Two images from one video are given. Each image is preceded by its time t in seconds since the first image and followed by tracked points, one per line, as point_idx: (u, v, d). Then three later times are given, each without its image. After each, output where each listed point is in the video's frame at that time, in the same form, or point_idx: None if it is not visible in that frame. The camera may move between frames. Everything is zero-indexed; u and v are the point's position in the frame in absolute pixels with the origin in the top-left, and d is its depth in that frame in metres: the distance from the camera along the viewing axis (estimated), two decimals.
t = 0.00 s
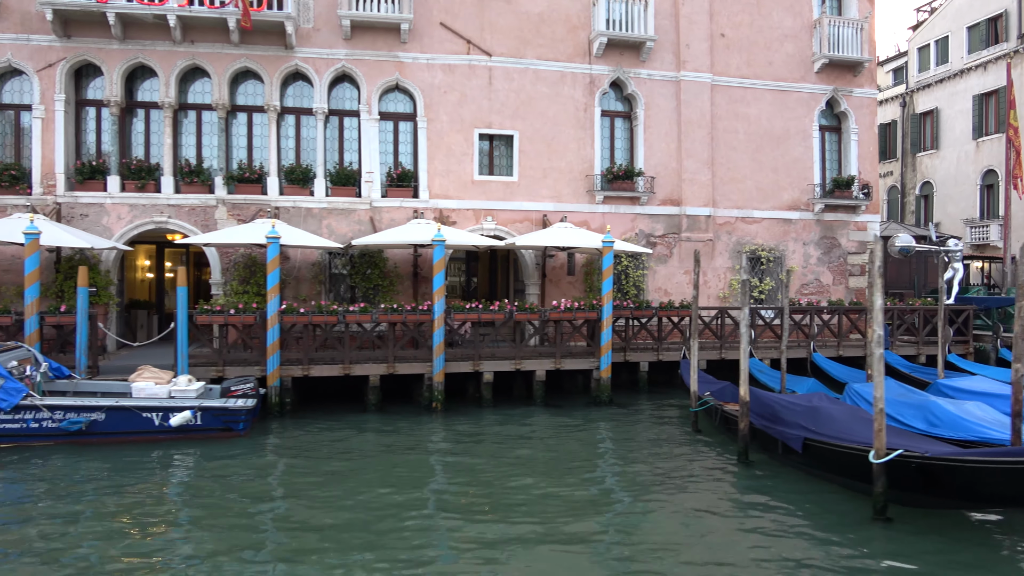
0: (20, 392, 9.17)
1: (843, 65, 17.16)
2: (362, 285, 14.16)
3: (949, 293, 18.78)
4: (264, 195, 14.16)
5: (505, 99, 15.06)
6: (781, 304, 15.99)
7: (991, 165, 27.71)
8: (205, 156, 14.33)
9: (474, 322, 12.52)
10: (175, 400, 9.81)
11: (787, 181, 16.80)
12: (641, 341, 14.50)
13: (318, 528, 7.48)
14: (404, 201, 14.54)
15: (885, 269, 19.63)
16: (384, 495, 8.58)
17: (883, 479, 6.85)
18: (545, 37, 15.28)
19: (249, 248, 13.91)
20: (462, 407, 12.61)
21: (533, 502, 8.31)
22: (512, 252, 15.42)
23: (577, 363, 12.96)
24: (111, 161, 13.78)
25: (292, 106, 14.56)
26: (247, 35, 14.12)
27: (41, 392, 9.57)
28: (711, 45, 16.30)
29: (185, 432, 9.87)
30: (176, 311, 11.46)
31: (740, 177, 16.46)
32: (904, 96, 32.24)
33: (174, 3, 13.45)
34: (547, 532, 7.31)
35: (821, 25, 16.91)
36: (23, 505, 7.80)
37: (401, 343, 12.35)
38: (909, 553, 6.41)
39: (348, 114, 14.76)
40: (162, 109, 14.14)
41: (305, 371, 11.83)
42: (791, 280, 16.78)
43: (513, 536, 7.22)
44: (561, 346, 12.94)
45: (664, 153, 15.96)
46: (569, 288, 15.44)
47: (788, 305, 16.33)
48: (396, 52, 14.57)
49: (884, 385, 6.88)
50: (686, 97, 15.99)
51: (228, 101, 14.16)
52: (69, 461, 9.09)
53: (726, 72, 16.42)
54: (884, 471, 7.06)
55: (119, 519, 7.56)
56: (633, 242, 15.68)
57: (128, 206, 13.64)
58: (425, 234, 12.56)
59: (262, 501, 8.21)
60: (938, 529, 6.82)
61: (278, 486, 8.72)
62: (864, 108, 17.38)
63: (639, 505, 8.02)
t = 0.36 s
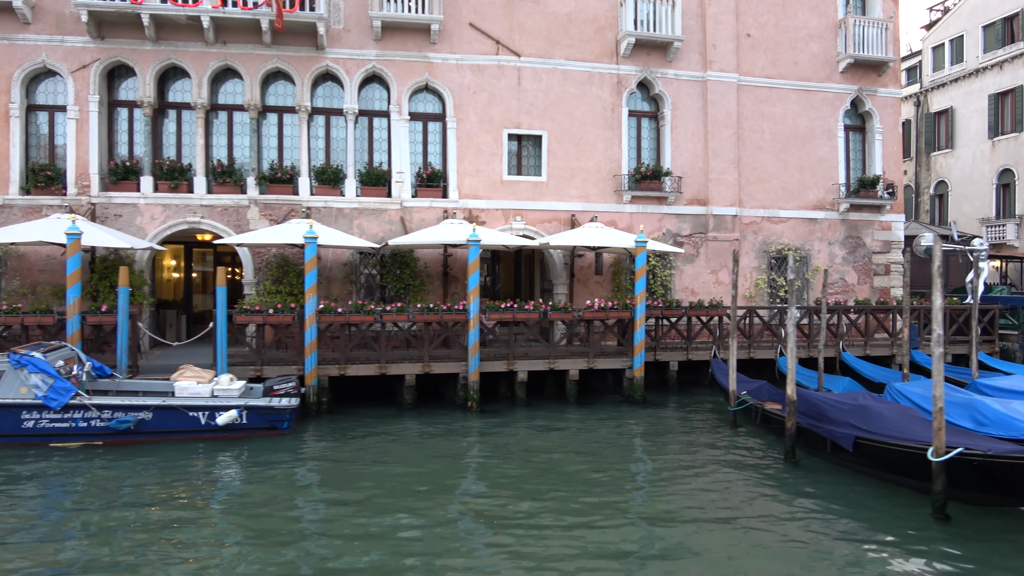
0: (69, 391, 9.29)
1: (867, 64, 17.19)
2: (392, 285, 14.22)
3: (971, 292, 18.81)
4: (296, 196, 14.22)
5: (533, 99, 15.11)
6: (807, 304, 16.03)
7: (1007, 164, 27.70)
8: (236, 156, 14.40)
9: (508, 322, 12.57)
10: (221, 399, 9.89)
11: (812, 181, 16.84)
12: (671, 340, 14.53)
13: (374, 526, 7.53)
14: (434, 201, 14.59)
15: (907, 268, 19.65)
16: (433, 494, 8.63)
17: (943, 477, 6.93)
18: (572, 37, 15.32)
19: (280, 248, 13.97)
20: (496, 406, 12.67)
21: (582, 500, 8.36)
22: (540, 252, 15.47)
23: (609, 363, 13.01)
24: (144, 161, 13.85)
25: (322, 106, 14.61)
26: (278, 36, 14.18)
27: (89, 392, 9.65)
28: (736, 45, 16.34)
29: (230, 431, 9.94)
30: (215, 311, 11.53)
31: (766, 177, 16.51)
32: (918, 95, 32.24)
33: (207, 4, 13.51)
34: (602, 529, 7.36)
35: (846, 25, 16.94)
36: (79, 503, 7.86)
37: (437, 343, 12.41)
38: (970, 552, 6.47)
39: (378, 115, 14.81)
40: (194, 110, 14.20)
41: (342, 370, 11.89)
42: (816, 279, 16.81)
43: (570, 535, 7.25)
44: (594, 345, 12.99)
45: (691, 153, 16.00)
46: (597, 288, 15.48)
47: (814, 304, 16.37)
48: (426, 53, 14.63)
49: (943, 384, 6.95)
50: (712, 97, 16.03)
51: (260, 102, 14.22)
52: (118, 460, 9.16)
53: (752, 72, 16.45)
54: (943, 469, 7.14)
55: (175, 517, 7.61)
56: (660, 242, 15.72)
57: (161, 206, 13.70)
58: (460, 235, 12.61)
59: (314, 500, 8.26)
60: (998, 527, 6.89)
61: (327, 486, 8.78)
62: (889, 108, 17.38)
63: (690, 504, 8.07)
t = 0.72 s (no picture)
0: (117, 391, 9.37)
1: (891, 64, 17.23)
2: (423, 285, 14.28)
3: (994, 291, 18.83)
4: (326, 196, 14.29)
5: (561, 99, 15.16)
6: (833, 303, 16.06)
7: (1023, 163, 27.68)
8: (267, 157, 14.46)
9: (543, 322, 12.62)
10: (266, 398, 9.99)
11: (837, 180, 16.89)
12: (699, 339, 14.58)
13: (430, 523, 7.58)
14: (464, 201, 14.65)
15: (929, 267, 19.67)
16: (482, 491, 8.68)
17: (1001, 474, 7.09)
18: (600, 38, 15.36)
19: (311, 249, 14.03)
20: (530, 406, 12.73)
21: (632, 497, 8.41)
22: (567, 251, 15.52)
23: (642, 362, 13.07)
24: (176, 162, 13.92)
25: (352, 107, 14.67)
26: (309, 37, 14.24)
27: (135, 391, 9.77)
28: (762, 45, 16.38)
29: (275, 429, 10.04)
30: (253, 311, 11.61)
31: (791, 177, 16.55)
32: (932, 95, 32.23)
33: (240, 6, 13.57)
34: (658, 527, 7.39)
35: (871, 25, 16.98)
36: (135, 501, 7.93)
37: (471, 342, 12.47)
38: None
39: (407, 115, 14.86)
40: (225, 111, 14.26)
41: (378, 370, 11.96)
42: (841, 278, 16.84)
43: (627, 532, 7.29)
44: (626, 345, 13.05)
45: (717, 153, 16.04)
46: (624, 288, 15.52)
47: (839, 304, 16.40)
48: (455, 53, 14.69)
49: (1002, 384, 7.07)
50: (738, 97, 16.07)
51: (290, 102, 14.28)
52: (166, 459, 9.24)
53: (778, 72, 16.50)
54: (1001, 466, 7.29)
55: (232, 514, 7.67)
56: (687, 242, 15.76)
57: (194, 206, 13.76)
58: (495, 235, 12.67)
59: (365, 497, 8.31)
60: None
61: (375, 482, 8.84)
62: (912, 107, 17.41)
63: (742, 502, 8.11)
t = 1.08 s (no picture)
0: (163, 391, 9.44)
1: (915, 64, 17.27)
2: (452, 285, 14.33)
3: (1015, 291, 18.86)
4: (356, 197, 14.34)
5: (588, 100, 15.20)
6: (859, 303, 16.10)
7: None
8: (296, 158, 14.52)
9: (576, 321, 12.65)
10: (309, 398, 10.06)
11: (861, 180, 16.93)
12: (728, 339, 14.62)
13: (484, 523, 7.63)
14: (492, 201, 14.69)
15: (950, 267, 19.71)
16: (529, 491, 8.73)
17: None
18: (626, 38, 15.41)
19: (342, 249, 14.08)
20: (562, 405, 12.78)
21: (680, 498, 8.46)
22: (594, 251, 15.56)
23: (673, 361, 13.11)
24: (207, 163, 13.98)
25: (380, 108, 14.72)
26: (339, 39, 14.30)
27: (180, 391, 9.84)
28: (787, 45, 16.42)
29: (318, 429, 10.10)
30: (290, 311, 11.67)
31: (816, 176, 16.60)
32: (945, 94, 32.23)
33: (271, 7, 13.63)
34: (710, 527, 7.45)
35: (894, 25, 17.02)
36: (189, 501, 7.98)
37: (505, 342, 12.53)
38: None
39: (434, 116, 14.93)
40: (255, 111, 14.32)
41: (413, 369, 12.01)
42: (865, 278, 16.88)
43: (681, 533, 7.34)
44: (657, 344, 13.09)
45: (742, 153, 16.08)
46: (651, 288, 15.55)
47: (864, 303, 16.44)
48: (484, 54, 14.75)
49: None
50: (763, 97, 16.12)
51: (320, 103, 14.34)
52: (213, 459, 9.30)
53: (802, 72, 16.54)
54: None
55: (286, 514, 7.72)
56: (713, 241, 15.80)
57: (225, 207, 13.82)
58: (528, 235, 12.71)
59: (415, 497, 8.36)
60: None
61: (422, 482, 8.89)
62: (935, 107, 17.45)
63: (791, 505, 8.14)
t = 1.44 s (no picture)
0: (208, 391, 9.49)
1: (937, 65, 17.30)
2: (481, 285, 14.37)
3: None
4: (385, 197, 14.40)
5: (615, 100, 15.26)
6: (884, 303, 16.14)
7: None
8: (325, 158, 14.58)
9: (608, 321, 12.69)
10: (351, 397, 10.11)
11: (885, 180, 16.97)
12: (755, 339, 14.66)
13: (535, 522, 7.69)
14: (520, 202, 14.75)
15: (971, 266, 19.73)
16: (574, 491, 8.78)
17: None
18: (653, 40, 15.46)
19: (371, 250, 14.14)
20: (594, 405, 12.83)
21: (726, 499, 8.52)
22: (621, 252, 15.61)
23: (704, 361, 13.15)
24: (238, 164, 14.05)
25: (409, 109, 14.77)
26: (368, 40, 14.37)
27: (224, 390, 9.89)
28: (811, 46, 16.47)
29: (360, 428, 10.16)
30: (326, 311, 11.73)
31: (840, 177, 16.65)
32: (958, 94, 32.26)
33: (302, 9, 13.70)
34: (762, 529, 7.52)
35: (918, 25, 17.06)
36: (240, 500, 8.04)
37: (538, 343, 12.57)
38: None
39: (462, 117, 14.99)
40: (284, 112, 14.39)
41: (448, 369, 12.06)
42: (889, 278, 16.92)
43: (734, 534, 7.39)
44: (688, 344, 13.13)
45: (767, 153, 16.13)
46: (677, 288, 15.59)
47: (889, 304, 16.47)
48: (511, 55, 14.80)
49: None
50: (788, 97, 16.17)
51: (349, 104, 14.40)
52: (258, 458, 9.37)
53: (826, 73, 16.60)
54: None
55: (338, 513, 7.77)
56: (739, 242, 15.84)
57: (256, 208, 13.88)
58: (560, 236, 12.75)
59: (462, 497, 8.41)
60: None
61: (467, 482, 8.95)
62: (958, 107, 17.49)
63: (838, 508, 8.20)
